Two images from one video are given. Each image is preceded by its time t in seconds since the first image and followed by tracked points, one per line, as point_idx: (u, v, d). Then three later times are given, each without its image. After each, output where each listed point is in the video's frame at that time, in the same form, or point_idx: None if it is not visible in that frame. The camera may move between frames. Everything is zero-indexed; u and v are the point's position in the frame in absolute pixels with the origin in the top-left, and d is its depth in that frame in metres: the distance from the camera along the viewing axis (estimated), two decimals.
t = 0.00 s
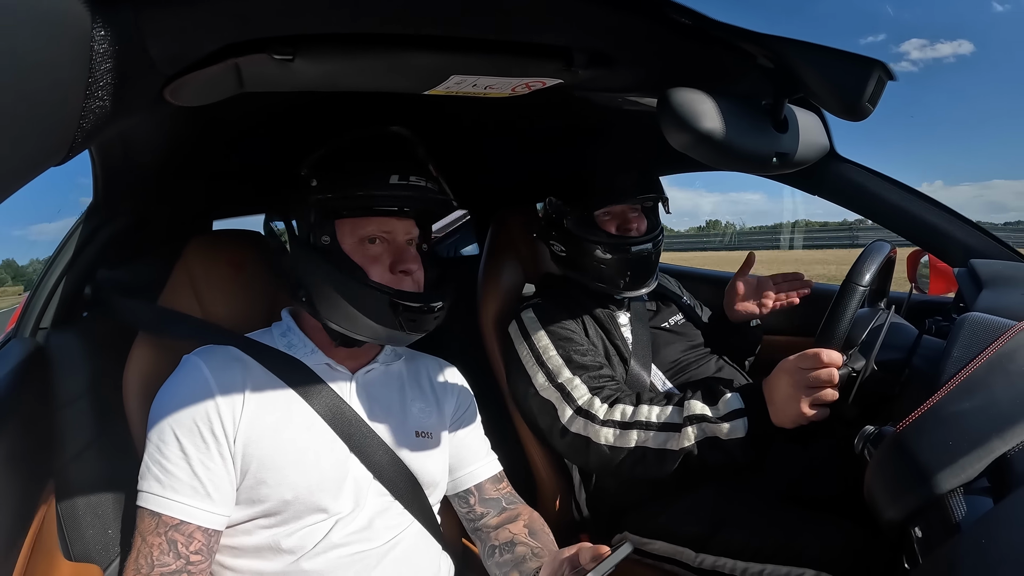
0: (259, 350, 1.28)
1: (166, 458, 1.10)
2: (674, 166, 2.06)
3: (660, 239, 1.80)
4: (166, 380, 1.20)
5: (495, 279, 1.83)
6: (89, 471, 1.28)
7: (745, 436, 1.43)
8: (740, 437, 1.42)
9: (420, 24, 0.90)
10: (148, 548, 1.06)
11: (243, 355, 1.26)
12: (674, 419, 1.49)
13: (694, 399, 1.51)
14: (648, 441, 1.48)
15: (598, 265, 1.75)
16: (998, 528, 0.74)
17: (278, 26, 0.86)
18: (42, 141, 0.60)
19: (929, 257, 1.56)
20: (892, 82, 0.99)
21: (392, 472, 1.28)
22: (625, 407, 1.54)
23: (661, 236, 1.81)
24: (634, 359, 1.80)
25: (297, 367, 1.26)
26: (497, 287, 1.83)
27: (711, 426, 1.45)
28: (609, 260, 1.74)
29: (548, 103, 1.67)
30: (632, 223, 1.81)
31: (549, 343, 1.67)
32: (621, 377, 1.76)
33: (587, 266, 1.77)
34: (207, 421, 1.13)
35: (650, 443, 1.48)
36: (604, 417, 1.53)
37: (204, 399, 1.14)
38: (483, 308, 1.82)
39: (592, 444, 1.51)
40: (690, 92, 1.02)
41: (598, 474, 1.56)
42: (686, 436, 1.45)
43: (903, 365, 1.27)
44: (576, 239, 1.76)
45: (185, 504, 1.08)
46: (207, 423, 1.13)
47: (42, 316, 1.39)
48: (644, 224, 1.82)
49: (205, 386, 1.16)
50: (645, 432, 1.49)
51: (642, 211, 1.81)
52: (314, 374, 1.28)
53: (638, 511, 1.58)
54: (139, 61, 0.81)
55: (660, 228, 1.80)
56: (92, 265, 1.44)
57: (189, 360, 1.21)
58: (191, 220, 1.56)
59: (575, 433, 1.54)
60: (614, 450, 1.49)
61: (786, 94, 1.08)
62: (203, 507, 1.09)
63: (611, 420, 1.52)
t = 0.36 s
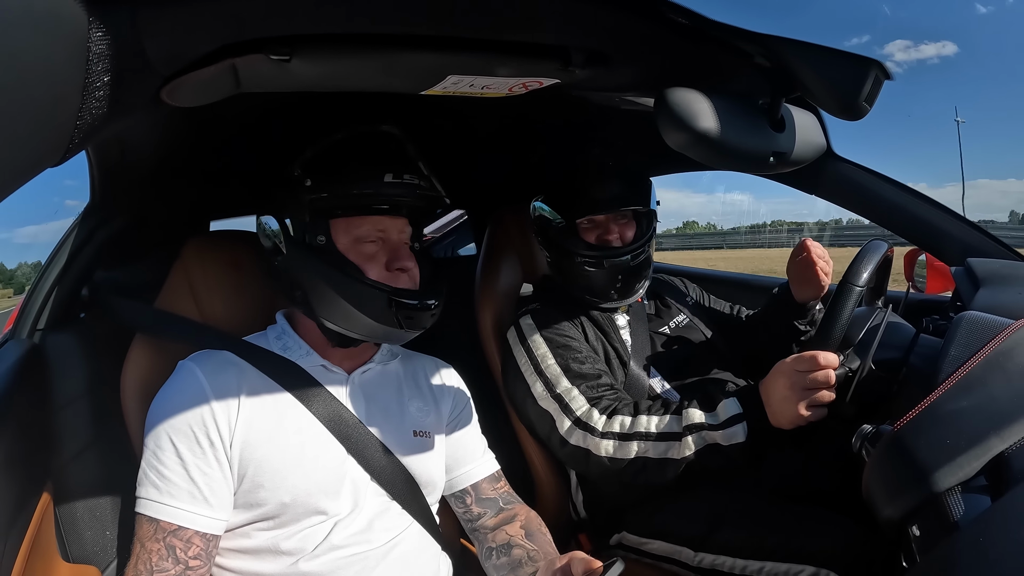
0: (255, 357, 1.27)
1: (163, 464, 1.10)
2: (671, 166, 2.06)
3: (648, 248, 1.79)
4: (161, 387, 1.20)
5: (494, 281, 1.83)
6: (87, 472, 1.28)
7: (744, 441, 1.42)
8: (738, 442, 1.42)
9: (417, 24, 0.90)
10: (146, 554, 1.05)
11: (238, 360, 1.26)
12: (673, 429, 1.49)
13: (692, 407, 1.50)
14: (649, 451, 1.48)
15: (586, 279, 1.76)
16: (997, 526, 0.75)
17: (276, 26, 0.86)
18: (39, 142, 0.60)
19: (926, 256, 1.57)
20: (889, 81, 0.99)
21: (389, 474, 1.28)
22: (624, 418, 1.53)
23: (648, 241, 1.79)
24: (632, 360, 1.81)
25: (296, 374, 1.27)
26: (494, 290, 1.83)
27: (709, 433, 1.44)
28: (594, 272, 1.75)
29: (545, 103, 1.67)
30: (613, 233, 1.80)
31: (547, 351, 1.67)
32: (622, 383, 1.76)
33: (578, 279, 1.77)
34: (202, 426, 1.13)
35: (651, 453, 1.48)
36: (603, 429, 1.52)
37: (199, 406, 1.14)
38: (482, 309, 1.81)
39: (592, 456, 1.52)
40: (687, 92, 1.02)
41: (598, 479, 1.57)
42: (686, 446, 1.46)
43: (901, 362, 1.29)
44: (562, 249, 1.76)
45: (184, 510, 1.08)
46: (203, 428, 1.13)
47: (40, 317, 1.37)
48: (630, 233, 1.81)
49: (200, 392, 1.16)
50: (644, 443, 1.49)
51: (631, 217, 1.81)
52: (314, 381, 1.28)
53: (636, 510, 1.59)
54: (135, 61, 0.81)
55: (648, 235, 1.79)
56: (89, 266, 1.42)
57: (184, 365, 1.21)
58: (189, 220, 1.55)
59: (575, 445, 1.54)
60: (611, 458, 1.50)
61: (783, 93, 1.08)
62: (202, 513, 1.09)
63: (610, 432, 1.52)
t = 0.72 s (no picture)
0: (246, 358, 1.26)
1: (152, 474, 1.09)
2: (668, 164, 2.06)
3: (642, 230, 1.80)
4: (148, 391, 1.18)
5: (489, 280, 1.84)
6: (83, 469, 1.28)
7: (740, 444, 1.44)
8: (734, 446, 1.44)
9: (416, 22, 0.90)
10: (135, 564, 1.05)
11: (228, 363, 1.24)
12: (669, 430, 1.49)
13: (688, 410, 1.51)
14: (643, 451, 1.48)
15: (586, 268, 1.76)
16: (992, 527, 0.75)
17: (274, 23, 0.86)
18: (35, 139, 0.59)
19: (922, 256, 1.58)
20: (887, 80, 0.99)
21: (382, 472, 1.28)
22: (618, 416, 1.53)
23: (643, 226, 1.80)
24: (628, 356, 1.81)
25: (290, 375, 1.26)
26: (491, 288, 1.84)
27: (707, 437, 1.45)
28: (593, 259, 1.75)
29: (543, 101, 1.67)
30: (609, 217, 1.80)
31: (540, 346, 1.67)
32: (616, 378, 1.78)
33: (576, 269, 1.77)
34: (190, 434, 1.12)
35: (645, 453, 1.49)
36: (597, 427, 1.52)
37: (188, 412, 1.13)
38: (477, 307, 1.82)
39: (586, 453, 1.52)
40: (685, 89, 1.02)
41: (592, 476, 1.58)
42: (681, 447, 1.47)
43: (898, 364, 1.28)
44: (559, 238, 1.75)
45: (172, 519, 1.08)
46: (191, 436, 1.11)
47: (34, 313, 1.38)
48: (625, 217, 1.81)
49: (188, 397, 1.14)
50: (639, 443, 1.49)
51: (623, 204, 1.80)
52: (302, 379, 1.27)
53: (632, 508, 1.59)
54: (132, 57, 0.80)
55: (641, 220, 1.80)
56: (85, 261, 1.41)
57: (170, 370, 1.19)
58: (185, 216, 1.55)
59: (567, 442, 1.55)
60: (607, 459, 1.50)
61: (781, 92, 1.08)
62: (191, 522, 1.09)
63: (605, 431, 1.51)
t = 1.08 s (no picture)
0: (253, 351, 1.27)
1: (165, 462, 1.10)
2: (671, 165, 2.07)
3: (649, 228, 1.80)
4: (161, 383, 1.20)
5: (494, 278, 1.83)
6: (87, 466, 1.28)
7: (740, 450, 1.43)
8: (734, 451, 1.43)
9: (419, 22, 0.90)
10: (149, 551, 1.05)
11: (239, 355, 1.26)
12: (671, 431, 1.49)
13: (691, 414, 1.50)
14: (645, 451, 1.49)
15: (591, 266, 1.76)
16: (995, 528, 0.74)
17: (278, 22, 0.86)
18: (39, 134, 0.59)
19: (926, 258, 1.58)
20: (891, 82, 0.99)
21: (392, 465, 1.29)
22: (622, 417, 1.53)
23: (645, 221, 1.78)
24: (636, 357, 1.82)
25: (304, 373, 1.28)
26: (495, 287, 1.83)
27: (708, 441, 1.45)
28: (600, 256, 1.74)
29: (547, 101, 1.67)
30: (615, 216, 1.79)
31: (549, 344, 1.68)
32: (623, 377, 1.78)
33: (582, 267, 1.76)
34: (204, 423, 1.13)
35: (647, 453, 1.49)
36: (601, 425, 1.53)
37: (200, 402, 1.14)
38: (482, 306, 1.81)
39: (589, 451, 1.53)
40: (689, 91, 1.02)
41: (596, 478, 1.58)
42: (680, 450, 1.47)
43: (900, 367, 1.25)
44: (567, 238, 1.75)
45: (186, 507, 1.08)
46: (205, 424, 1.13)
47: (41, 310, 1.35)
48: (629, 216, 1.80)
49: (201, 387, 1.16)
50: (642, 442, 1.49)
51: (627, 202, 1.80)
52: (321, 378, 1.30)
53: (634, 508, 1.59)
54: (136, 56, 0.80)
55: (645, 218, 1.78)
56: (88, 261, 1.42)
57: (183, 362, 1.21)
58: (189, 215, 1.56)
59: (571, 440, 1.55)
60: (610, 456, 1.51)
61: (784, 93, 1.09)
62: (203, 508, 1.09)
63: (608, 429, 1.52)
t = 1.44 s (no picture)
0: (256, 357, 1.28)
1: (169, 469, 1.10)
2: (675, 168, 2.07)
3: (655, 234, 1.82)
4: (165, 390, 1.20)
5: (497, 282, 1.83)
6: (92, 468, 1.29)
7: (744, 455, 1.43)
8: (738, 457, 1.43)
9: (421, 25, 0.90)
10: (153, 558, 1.05)
11: (242, 362, 1.26)
12: (675, 437, 1.49)
13: (696, 419, 1.50)
14: (650, 457, 1.48)
15: (595, 272, 1.76)
16: (1002, 530, 0.74)
17: (281, 26, 0.86)
18: (43, 137, 0.60)
19: (931, 259, 1.57)
20: (895, 83, 0.99)
21: (398, 474, 1.28)
22: (627, 423, 1.53)
23: (654, 233, 1.81)
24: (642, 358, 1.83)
25: (309, 380, 1.28)
26: (499, 290, 1.83)
27: (713, 446, 1.44)
28: (605, 264, 1.75)
29: (550, 104, 1.67)
30: (623, 225, 1.82)
31: (553, 349, 1.68)
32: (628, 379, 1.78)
33: (586, 273, 1.77)
34: (207, 431, 1.13)
35: (652, 459, 1.48)
36: (605, 432, 1.53)
37: (205, 409, 1.15)
38: (487, 311, 1.80)
39: (594, 458, 1.53)
40: (693, 94, 1.02)
41: (601, 483, 1.58)
42: (686, 456, 1.46)
43: (905, 370, 1.24)
44: (571, 245, 1.76)
45: (190, 514, 1.08)
46: (208, 432, 1.13)
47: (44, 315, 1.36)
48: (637, 224, 1.83)
49: (204, 395, 1.16)
50: (645, 449, 1.49)
51: (634, 209, 1.83)
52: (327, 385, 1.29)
53: (639, 510, 1.58)
54: (140, 60, 0.80)
55: (652, 227, 1.81)
56: (93, 264, 1.41)
57: (188, 368, 1.21)
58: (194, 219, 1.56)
59: (576, 447, 1.55)
60: (615, 462, 1.51)
61: (787, 96, 1.09)
62: (207, 516, 1.09)
63: (612, 436, 1.52)
